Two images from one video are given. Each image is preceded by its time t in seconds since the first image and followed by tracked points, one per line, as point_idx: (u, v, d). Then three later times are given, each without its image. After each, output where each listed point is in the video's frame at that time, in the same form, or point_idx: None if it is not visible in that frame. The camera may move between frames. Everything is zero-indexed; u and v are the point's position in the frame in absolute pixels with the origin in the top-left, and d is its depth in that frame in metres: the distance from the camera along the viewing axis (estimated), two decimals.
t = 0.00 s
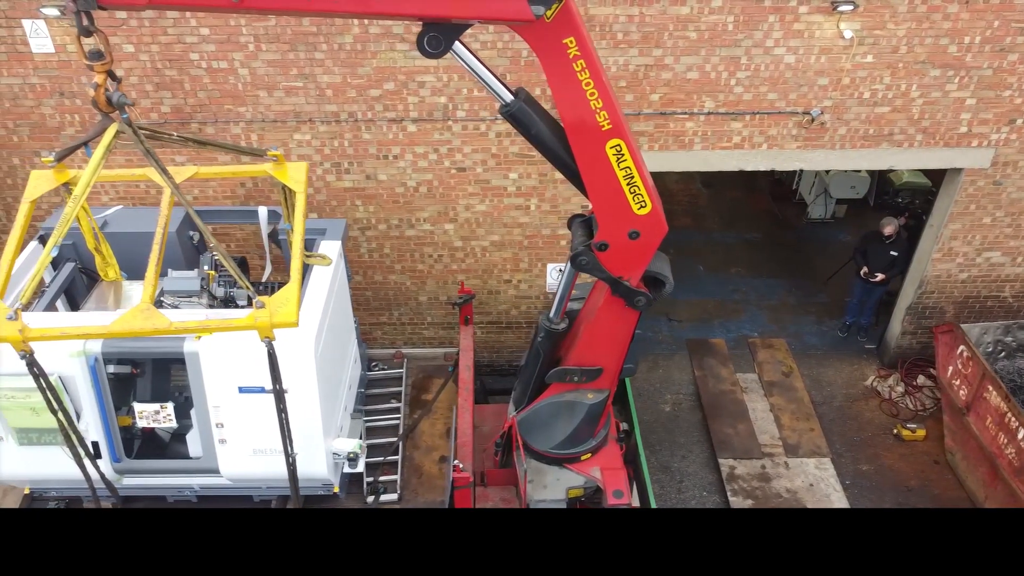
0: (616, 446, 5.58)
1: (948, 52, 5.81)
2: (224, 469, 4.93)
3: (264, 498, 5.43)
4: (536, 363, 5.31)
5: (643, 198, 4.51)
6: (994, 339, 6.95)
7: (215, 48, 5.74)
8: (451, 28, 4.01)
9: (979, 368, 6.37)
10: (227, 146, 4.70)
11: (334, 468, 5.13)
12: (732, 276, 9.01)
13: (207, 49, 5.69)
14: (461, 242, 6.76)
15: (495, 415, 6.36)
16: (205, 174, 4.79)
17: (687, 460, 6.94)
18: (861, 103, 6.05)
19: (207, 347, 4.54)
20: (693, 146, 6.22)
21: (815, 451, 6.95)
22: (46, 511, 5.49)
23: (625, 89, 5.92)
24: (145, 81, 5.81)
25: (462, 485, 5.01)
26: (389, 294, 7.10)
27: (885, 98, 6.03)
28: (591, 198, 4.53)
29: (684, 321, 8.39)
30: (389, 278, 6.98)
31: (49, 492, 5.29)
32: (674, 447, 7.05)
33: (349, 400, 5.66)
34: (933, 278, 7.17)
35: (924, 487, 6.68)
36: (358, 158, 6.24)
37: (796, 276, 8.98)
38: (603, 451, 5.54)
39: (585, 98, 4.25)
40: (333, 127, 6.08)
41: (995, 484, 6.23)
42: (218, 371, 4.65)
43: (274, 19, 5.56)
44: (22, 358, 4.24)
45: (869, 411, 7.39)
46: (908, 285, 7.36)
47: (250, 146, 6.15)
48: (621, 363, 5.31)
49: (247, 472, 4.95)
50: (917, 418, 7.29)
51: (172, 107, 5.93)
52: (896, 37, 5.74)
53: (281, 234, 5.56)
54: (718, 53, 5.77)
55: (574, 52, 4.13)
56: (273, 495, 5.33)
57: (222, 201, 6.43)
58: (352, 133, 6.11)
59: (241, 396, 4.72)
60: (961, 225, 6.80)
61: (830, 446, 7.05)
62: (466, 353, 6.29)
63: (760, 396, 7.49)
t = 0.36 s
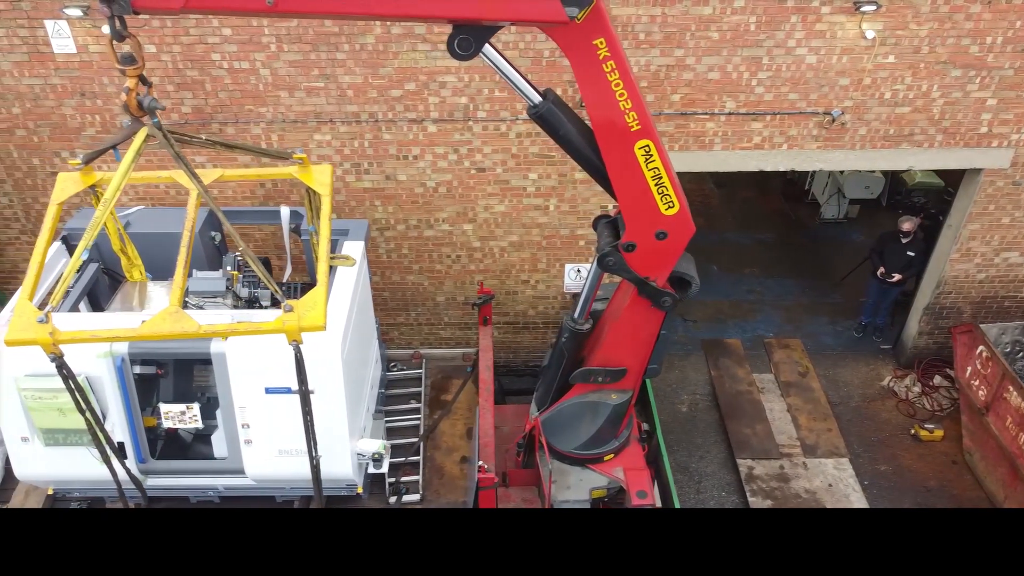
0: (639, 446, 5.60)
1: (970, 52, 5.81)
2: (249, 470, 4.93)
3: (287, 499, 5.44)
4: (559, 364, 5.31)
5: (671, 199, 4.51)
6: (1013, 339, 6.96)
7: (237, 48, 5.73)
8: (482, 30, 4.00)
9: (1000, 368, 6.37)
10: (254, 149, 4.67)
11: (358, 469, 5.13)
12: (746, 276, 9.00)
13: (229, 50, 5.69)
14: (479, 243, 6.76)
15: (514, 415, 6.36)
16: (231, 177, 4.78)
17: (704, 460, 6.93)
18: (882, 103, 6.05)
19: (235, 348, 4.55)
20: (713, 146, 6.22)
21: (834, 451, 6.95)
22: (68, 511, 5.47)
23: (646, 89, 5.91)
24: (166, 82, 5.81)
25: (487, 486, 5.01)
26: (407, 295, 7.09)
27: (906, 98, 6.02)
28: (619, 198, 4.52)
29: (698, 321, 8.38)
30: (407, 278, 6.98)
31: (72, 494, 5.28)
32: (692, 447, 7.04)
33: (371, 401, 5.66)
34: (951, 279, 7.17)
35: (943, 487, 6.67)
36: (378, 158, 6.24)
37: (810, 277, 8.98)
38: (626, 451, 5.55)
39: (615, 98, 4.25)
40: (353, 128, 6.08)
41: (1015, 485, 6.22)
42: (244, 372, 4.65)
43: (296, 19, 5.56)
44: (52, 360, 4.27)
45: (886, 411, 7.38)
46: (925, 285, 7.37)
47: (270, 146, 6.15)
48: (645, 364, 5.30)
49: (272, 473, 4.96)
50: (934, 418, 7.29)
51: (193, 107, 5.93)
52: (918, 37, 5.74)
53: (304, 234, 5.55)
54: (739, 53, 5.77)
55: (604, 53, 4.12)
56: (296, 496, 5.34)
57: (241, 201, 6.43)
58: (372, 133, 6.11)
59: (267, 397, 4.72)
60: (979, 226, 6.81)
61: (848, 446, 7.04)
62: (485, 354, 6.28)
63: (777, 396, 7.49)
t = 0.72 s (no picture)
0: (661, 446, 5.61)
1: (992, 52, 5.81)
2: (275, 470, 4.94)
3: (310, 499, 5.44)
4: (583, 364, 5.30)
5: (699, 199, 4.51)
6: None
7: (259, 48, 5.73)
8: (513, 31, 4.00)
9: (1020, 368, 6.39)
10: (281, 152, 4.65)
11: (383, 469, 5.13)
12: (760, 276, 9.00)
13: (251, 50, 5.69)
14: (498, 243, 6.76)
15: (535, 415, 6.36)
16: (258, 180, 4.76)
17: (723, 460, 6.93)
18: (903, 103, 6.05)
19: (263, 348, 4.55)
20: (733, 146, 6.22)
21: (852, 451, 6.95)
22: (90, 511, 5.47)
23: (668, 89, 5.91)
24: (188, 82, 5.81)
25: (512, 486, 5.01)
26: (425, 294, 7.09)
27: (927, 98, 6.03)
28: (647, 198, 4.52)
29: (714, 321, 8.38)
30: (425, 278, 6.98)
31: (95, 493, 5.27)
32: (710, 447, 7.04)
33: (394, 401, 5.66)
34: (969, 278, 7.18)
35: (962, 487, 6.67)
36: (398, 158, 6.24)
37: (825, 276, 8.99)
38: (648, 451, 5.57)
39: (645, 98, 4.24)
40: (374, 128, 6.08)
41: None
42: (272, 372, 4.65)
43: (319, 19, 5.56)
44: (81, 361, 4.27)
45: (903, 411, 7.39)
46: (943, 284, 7.38)
47: (290, 146, 6.15)
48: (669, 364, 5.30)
49: (298, 473, 4.96)
50: (952, 418, 7.29)
51: (214, 107, 5.93)
52: (940, 37, 5.74)
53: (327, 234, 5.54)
54: (761, 53, 5.77)
55: (634, 53, 4.12)
56: (319, 496, 5.33)
57: (260, 201, 6.43)
58: (393, 133, 6.11)
59: (295, 396, 4.72)
60: (998, 226, 6.81)
61: (866, 446, 7.05)
62: (506, 354, 6.28)
63: (794, 396, 7.49)
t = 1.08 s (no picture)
0: (684, 446, 5.62)
1: (1014, 52, 5.82)
2: (301, 470, 4.94)
3: (333, 499, 5.44)
4: (608, 364, 5.31)
5: (728, 199, 4.50)
6: None
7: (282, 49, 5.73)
8: (546, 32, 4.00)
9: None
10: (309, 156, 4.62)
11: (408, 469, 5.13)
12: (775, 276, 9.00)
13: (273, 50, 5.69)
14: (517, 243, 6.76)
15: (555, 415, 6.36)
16: (284, 185, 4.72)
17: (741, 460, 6.93)
18: (924, 103, 6.05)
19: (291, 349, 4.54)
20: (754, 146, 6.22)
21: (871, 451, 6.95)
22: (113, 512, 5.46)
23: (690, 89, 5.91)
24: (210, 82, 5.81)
25: (538, 486, 5.00)
26: (443, 295, 7.09)
27: (949, 98, 6.02)
28: (675, 198, 4.52)
29: (729, 321, 8.38)
30: (443, 278, 6.98)
31: (119, 494, 5.26)
32: (729, 447, 7.04)
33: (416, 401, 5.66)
34: (987, 279, 7.21)
35: (981, 487, 6.68)
36: (419, 158, 6.24)
37: (839, 276, 8.99)
38: (671, 452, 5.57)
39: (675, 99, 4.24)
40: (395, 128, 6.07)
41: None
42: (300, 373, 4.65)
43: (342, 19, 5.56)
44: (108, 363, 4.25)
45: (921, 411, 7.38)
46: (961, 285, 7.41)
47: (311, 147, 6.15)
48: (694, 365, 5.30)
49: (324, 474, 4.96)
50: (970, 418, 7.29)
51: (236, 108, 5.93)
52: (962, 37, 5.74)
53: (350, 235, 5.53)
54: (783, 53, 5.77)
55: (665, 54, 4.11)
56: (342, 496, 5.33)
57: (280, 202, 6.43)
58: (414, 134, 6.11)
59: (322, 397, 4.72)
60: (1018, 226, 6.83)
61: (884, 446, 7.05)
62: (526, 354, 6.28)
63: (811, 396, 7.49)
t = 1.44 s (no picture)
0: (707, 446, 5.62)
1: None
2: (328, 470, 4.94)
3: (357, 499, 5.43)
4: (633, 364, 5.29)
5: (758, 199, 4.50)
6: None
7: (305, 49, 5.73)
8: (579, 33, 3.98)
9: None
10: (337, 160, 4.60)
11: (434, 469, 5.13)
12: (789, 276, 9.00)
13: (297, 50, 5.68)
14: (537, 243, 6.76)
15: (577, 415, 6.35)
16: (311, 189, 4.68)
17: (760, 460, 6.93)
18: (946, 103, 6.04)
19: (320, 351, 4.53)
20: (775, 146, 6.22)
21: (890, 451, 6.94)
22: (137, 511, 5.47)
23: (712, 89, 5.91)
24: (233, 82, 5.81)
25: (564, 486, 4.99)
26: (462, 294, 7.08)
27: (971, 98, 6.02)
28: (705, 198, 4.51)
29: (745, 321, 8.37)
30: (462, 278, 6.97)
31: (143, 494, 5.26)
32: (748, 447, 7.04)
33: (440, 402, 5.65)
34: (1005, 278, 7.25)
35: (1001, 487, 6.67)
36: (441, 158, 6.24)
37: (854, 276, 8.99)
38: (695, 451, 5.57)
39: (707, 99, 4.24)
40: (417, 128, 6.07)
41: None
42: (329, 373, 4.65)
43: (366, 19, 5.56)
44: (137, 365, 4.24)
45: (939, 411, 7.38)
46: (979, 284, 7.45)
47: (333, 147, 6.14)
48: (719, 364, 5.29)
49: (351, 473, 4.95)
50: (988, 418, 7.29)
51: (258, 108, 5.93)
52: (986, 37, 5.74)
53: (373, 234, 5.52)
54: (806, 53, 5.77)
55: (698, 54, 4.11)
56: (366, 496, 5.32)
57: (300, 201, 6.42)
58: (436, 133, 6.11)
59: (351, 397, 4.72)
60: None
61: (903, 446, 7.05)
62: (547, 354, 6.27)
63: (829, 396, 7.49)
